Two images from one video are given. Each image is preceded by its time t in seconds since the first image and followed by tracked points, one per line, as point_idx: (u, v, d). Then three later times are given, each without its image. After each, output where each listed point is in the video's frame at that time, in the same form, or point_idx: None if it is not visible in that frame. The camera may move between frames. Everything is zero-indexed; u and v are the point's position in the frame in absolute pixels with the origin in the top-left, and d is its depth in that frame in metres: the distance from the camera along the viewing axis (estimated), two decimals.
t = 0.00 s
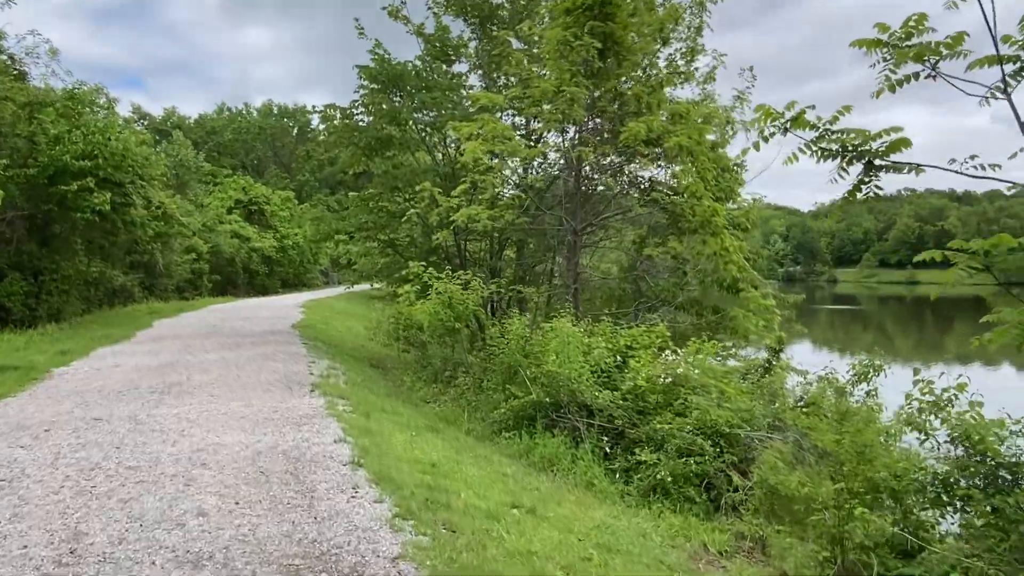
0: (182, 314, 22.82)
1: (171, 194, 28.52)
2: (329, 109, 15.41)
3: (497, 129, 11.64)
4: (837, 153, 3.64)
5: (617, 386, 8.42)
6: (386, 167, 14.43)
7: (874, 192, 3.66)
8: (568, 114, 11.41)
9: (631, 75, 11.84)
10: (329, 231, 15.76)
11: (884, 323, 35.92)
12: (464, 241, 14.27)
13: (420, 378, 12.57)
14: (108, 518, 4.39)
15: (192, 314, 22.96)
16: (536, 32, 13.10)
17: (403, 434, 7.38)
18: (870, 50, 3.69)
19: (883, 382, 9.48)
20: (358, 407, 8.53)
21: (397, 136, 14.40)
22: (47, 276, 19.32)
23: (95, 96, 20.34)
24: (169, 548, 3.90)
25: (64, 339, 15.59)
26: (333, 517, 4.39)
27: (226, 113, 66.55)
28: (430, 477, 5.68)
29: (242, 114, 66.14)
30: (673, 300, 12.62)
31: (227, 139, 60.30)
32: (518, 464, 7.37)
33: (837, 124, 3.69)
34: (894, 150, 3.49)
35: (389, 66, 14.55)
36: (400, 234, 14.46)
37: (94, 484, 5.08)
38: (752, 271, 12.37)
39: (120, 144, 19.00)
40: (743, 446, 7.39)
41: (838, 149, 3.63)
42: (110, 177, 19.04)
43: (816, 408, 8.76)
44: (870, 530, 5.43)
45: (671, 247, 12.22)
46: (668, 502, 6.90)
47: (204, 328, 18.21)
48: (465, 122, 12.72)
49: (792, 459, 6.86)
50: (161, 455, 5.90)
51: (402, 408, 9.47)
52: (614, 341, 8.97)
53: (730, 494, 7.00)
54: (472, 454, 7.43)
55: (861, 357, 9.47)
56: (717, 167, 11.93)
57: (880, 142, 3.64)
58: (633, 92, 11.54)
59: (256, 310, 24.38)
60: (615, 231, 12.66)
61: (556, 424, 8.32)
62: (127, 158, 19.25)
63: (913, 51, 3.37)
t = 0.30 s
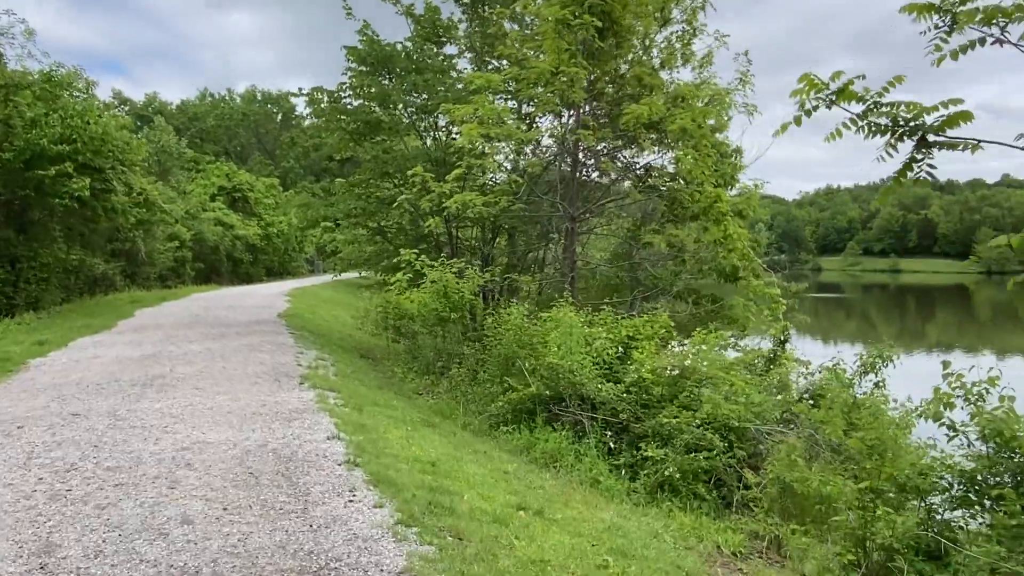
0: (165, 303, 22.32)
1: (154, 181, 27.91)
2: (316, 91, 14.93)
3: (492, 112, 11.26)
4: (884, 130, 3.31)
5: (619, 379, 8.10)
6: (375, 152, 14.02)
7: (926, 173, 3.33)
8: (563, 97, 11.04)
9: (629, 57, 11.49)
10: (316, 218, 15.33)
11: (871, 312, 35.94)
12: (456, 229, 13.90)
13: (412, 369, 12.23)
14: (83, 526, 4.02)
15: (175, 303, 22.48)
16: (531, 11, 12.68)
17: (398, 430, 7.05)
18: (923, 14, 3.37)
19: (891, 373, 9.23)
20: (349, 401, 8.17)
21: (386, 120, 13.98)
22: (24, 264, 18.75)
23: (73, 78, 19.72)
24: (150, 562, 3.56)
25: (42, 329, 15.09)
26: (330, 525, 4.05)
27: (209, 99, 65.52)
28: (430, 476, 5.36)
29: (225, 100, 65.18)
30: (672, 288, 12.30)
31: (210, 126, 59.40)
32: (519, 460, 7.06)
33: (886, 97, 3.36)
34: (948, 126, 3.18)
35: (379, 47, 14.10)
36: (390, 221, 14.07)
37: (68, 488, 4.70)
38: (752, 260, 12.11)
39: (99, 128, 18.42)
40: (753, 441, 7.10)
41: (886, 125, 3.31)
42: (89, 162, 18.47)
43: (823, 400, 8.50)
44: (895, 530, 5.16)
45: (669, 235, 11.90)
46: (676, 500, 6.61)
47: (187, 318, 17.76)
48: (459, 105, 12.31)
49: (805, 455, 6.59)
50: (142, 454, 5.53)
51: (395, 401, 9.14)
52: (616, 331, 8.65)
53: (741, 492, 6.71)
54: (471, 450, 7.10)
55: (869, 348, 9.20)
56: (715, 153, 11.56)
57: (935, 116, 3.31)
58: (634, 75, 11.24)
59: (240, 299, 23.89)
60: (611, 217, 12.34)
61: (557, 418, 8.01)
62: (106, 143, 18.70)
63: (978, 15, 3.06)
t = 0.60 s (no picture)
0: (137, 292, 21.68)
1: (125, 166, 27.10)
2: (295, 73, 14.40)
3: (481, 95, 10.85)
4: (947, 105, 2.97)
5: (618, 372, 7.77)
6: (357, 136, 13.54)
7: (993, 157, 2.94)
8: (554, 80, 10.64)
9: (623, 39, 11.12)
10: (296, 205, 14.84)
11: (847, 300, 36.11)
12: (441, 216, 13.48)
13: (396, 361, 11.84)
14: (48, 544, 3.60)
15: (148, 292, 21.83)
16: None
17: (389, 429, 6.67)
18: None
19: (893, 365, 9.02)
20: (335, 396, 7.77)
21: (369, 104, 13.50)
22: None
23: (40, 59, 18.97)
24: None
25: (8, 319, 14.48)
26: (325, 540, 3.68)
27: (182, 84, 64.16)
28: (426, 481, 4.99)
29: (198, 85, 63.88)
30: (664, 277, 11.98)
31: (183, 111, 58.18)
32: (516, 459, 6.71)
33: (947, 69, 3.02)
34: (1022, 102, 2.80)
35: (361, 27, 13.60)
36: (373, 208, 13.63)
37: (32, 498, 4.27)
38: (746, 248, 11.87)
39: (68, 110, 17.72)
40: (759, 438, 6.82)
41: (949, 100, 2.96)
42: (58, 146, 17.77)
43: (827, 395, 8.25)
44: (922, 532, 4.90)
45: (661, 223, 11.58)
46: (683, 501, 6.30)
47: (160, 308, 17.20)
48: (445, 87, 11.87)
49: (815, 453, 6.31)
50: (114, 458, 5.10)
51: (382, 396, 8.76)
52: (613, 324, 8.32)
53: (748, 491, 6.43)
54: (465, 449, 6.74)
55: (870, 339, 8.96)
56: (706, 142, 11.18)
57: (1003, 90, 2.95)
58: (624, 58, 10.90)
59: (215, 288, 23.25)
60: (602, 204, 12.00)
61: (553, 414, 7.67)
62: (76, 125, 18.00)
63: None
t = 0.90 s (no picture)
0: (97, 282, 20.90)
1: (83, 152, 26.17)
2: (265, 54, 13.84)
3: (461, 78, 10.45)
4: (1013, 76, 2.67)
5: (608, 367, 7.46)
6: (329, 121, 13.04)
7: None
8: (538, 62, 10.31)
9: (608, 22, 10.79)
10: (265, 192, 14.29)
11: (816, 293, 36.32)
12: (417, 204, 13.07)
13: (372, 354, 11.43)
14: None
15: (109, 282, 21.08)
16: None
17: (371, 427, 6.29)
18: None
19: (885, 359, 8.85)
20: (311, 392, 7.35)
21: (342, 87, 13.01)
22: None
23: None
24: None
25: None
26: (313, 556, 3.32)
27: (143, 69, 62.52)
28: (417, 485, 4.62)
29: (159, 70, 62.18)
30: (648, 268, 11.71)
31: (145, 97, 56.66)
32: (506, 458, 6.38)
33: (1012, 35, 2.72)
34: None
35: (335, 7, 13.08)
36: (346, 195, 13.16)
37: None
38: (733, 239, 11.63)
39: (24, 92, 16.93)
40: (757, 434, 6.57)
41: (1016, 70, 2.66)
42: (12, 129, 16.97)
43: (820, 389, 8.04)
44: (939, 534, 4.68)
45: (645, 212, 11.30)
46: (681, 500, 6.02)
47: (123, 298, 16.54)
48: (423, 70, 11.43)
49: (818, 450, 6.07)
50: (74, 462, 4.66)
51: (359, 391, 8.36)
52: (602, 315, 8.02)
53: (748, 490, 6.18)
54: (451, 448, 6.39)
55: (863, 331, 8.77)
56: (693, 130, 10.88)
57: None
58: (609, 41, 10.59)
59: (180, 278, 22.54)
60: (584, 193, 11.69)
61: (541, 410, 7.34)
62: (32, 108, 17.22)
63: None
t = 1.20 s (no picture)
0: (42, 276, 19.96)
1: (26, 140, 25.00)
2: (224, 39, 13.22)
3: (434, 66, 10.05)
4: None
5: (590, 370, 7.20)
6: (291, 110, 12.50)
7: None
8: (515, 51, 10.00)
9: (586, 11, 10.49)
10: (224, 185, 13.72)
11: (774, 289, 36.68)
12: (384, 199, 12.65)
13: (338, 353, 11.02)
14: None
15: (53, 275, 20.15)
16: None
17: (345, 436, 5.92)
18: None
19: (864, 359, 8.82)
20: (278, 397, 6.95)
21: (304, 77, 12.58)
22: None
23: None
24: None
25: None
26: None
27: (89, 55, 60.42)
28: (405, 504, 4.30)
29: (107, 57, 60.13)
30: (617, 268, 11.44)
31: (92, 84, 54.70)
32: (488, 469, 6.07)
33: None
34: None
35: None
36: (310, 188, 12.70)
37: None
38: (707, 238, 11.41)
39: None
40: (747, 440, 6.37)
41: None
42: None
43: (804, 392, 7.89)
44: (947, 547, 4.52)
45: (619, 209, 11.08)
46: (672, 511, 5.79)
47: (70, 293, 15.77)
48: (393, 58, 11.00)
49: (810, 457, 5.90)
50: (21, 482, 4.21)
51: (328, 395, 7.96)
52: (582, 316, 7.75)
53: (739, 499, 5.98)
54: (431, 457, 6.05)
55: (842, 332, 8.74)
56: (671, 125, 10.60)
57: None
58: (585, 33, 10.34)
59: (130, 272, 21.69)
60: (557, 188, 11.43)
61: (521, 414, 7.05)
62: None
63: None
